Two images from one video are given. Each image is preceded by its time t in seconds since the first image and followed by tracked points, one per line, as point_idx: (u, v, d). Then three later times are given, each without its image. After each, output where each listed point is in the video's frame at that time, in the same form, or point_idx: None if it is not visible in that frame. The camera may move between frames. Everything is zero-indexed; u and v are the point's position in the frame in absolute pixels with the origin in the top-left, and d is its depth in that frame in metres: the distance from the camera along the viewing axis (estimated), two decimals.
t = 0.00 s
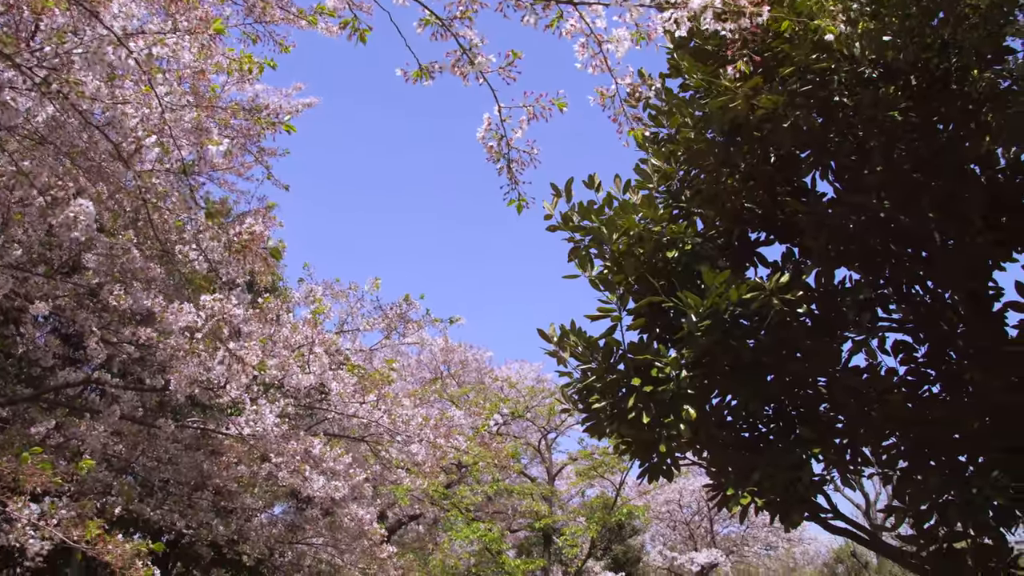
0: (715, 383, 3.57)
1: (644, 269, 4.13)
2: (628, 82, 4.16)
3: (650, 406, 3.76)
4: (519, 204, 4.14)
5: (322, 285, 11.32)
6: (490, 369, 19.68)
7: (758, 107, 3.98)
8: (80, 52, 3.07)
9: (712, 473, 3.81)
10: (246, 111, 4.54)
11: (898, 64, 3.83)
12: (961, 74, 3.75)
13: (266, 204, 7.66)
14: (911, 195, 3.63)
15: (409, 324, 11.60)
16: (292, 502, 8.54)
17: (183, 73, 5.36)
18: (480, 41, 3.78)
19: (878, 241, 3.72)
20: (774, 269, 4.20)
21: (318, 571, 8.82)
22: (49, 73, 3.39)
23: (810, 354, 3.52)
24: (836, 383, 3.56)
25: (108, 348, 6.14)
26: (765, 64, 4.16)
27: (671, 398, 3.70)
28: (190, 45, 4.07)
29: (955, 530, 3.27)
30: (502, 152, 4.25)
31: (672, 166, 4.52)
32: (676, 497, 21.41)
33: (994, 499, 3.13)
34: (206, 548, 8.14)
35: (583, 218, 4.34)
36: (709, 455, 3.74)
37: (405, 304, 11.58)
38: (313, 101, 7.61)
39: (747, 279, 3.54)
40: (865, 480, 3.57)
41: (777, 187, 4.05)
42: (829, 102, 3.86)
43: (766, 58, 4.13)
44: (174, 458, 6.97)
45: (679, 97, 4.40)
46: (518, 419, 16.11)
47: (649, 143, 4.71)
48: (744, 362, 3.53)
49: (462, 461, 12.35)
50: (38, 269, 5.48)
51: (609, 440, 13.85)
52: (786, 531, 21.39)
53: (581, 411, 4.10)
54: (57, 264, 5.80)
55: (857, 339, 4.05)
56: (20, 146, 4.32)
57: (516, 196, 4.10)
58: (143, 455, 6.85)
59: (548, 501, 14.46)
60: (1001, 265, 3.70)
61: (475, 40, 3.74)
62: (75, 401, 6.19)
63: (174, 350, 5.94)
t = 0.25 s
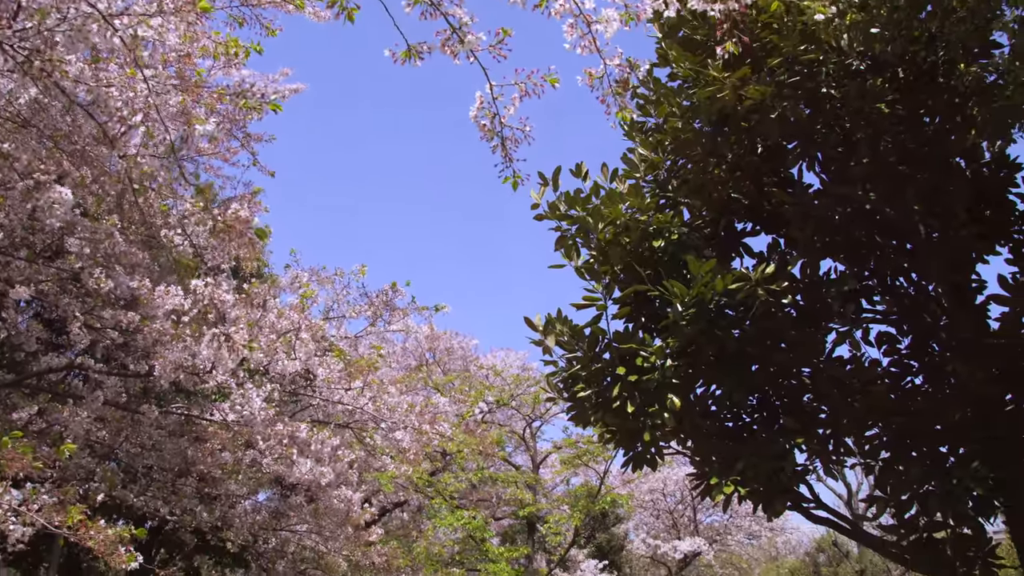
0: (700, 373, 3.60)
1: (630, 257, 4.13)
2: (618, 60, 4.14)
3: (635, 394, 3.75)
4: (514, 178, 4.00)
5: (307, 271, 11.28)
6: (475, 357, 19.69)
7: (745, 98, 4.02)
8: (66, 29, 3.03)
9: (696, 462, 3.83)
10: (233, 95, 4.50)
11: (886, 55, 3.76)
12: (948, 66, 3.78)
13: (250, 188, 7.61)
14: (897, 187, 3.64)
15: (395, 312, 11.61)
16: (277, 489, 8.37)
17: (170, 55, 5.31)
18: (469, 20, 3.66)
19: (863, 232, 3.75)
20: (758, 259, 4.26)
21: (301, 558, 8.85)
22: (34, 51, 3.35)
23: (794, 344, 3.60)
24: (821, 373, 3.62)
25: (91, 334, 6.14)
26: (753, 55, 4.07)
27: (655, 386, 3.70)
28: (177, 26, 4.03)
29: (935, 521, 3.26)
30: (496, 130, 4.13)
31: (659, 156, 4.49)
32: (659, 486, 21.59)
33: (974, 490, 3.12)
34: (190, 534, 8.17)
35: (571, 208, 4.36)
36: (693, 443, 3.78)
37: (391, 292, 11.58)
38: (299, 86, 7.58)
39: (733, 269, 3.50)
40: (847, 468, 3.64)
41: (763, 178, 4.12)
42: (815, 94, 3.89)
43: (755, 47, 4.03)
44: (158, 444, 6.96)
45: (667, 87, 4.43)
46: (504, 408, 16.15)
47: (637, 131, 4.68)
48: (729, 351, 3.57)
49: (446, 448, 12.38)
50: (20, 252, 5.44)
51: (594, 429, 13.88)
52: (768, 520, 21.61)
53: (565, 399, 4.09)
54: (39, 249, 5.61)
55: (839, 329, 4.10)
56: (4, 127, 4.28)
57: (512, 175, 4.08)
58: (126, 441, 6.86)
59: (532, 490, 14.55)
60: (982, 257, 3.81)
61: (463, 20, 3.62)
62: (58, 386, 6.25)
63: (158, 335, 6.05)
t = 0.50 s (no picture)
0: (687, 363, 3.57)
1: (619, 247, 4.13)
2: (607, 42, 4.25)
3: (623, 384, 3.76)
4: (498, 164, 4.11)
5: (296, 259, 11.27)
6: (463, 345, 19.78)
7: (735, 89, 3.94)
8: (49, 10, 3.01)
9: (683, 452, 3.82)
10: (223, 80, 4.69)
11: (875, 48, 3.71)
12: (937, 60, 3.74)
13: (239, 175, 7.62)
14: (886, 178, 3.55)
15: (384, 300, 11.63)
16: (265, 476, 8.41)
17: (156, 39, 5.28)
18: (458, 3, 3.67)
19: (851, 224, 3.72)
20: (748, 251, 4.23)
21: (289, 544, 8.89)
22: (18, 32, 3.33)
23: (782, 335, 3.55)
24: (807, 364, 3.58)
25: (77, 320, 6.18)
26: (743, 44, 4.09)
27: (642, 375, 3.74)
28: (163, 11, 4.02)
29: (919, 511, 3.29)
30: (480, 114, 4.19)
31: (649, 146, 4.46)
32: (646, 476, 21.82)
33: (958, 481, 3.17)
34: (176, 521, 8.35)
35: (559, 197, 4.32)
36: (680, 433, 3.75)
37: (380, 280, 11.59)
38: (288, 72, 7.54)
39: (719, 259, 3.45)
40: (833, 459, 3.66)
41: (753, 168, 4.13)
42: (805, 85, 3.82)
43: (744, 38, 4.07)
44: (144, 430, 6.99)
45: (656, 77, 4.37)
46: (491, 396, 16.23)
47: (627, 121, 4.65)
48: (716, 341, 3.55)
49: (434, 436, 12.39)
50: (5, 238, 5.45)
51: (582, 418, 13.87)
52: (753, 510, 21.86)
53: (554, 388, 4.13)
54: (25, 233, 6.00)
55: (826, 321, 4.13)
56: None
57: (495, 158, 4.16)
58: (112, 428, 6.89)
59: (519, 478, 14.66)
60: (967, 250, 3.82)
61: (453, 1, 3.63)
62: (44, 373, 6.28)
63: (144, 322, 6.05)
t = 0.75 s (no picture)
0: (676, 353, 3.58)
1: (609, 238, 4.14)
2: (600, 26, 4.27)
3: (612, 372, 3.77)
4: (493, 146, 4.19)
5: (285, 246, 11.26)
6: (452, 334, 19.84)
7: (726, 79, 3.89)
8: None
9: (671, 442, 3.84)
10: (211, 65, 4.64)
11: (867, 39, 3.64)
12: (928, 51, 3.69)
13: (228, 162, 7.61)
14: (876, 169, 3.55)
15: (373, 288, 11.68)
16: (252, 465, 8.33)
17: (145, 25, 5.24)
18: None
19: (840, 215, 3.70)
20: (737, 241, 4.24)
21: (278, 531, 8.92)
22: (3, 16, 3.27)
23: (771, 326, 3.49)
24: (795, 355, 3.60)
25: (65, 307, 6.20)
26: (734, 34, 4.05)
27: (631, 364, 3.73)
28: None
29: (905, 501, 3.34)
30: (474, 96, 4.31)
31: (639, 135, 4.44)
32: (634, 465, 22.08)
33: (944, 472, 3.17)
34: (165, 509, 8.44)
35: (549, 186, 4.28)
36: (668, 423, 3.77)
37: (369, 268, 11.62)
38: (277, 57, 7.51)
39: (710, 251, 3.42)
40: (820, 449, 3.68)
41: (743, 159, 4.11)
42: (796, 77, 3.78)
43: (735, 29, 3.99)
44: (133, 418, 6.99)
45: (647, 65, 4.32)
46: (480, 385, 16.33)
47: (618, 111, 4.60)
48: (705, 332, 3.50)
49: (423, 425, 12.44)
50: None
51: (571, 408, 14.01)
52: (739, 499, 22.15)
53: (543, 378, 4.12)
54: (11, 220, 5.72)
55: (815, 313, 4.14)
56: None
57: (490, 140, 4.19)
58: (100, 415, 6.90)
59: (508, 467, 14.80)
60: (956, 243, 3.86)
61: None
62: (31, 359, 6.29)
63: (133, 309, 6.05)
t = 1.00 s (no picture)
0: (666, 343, 3.56)
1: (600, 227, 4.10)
2: (592, 16, 4.31)
3: (601, 361, 3.72)
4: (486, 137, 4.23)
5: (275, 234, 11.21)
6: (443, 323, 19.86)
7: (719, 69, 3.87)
8: None
9: (661, 431, 3.83)
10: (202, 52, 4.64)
11: (860, 29, 3.68)
12: (920, 44, 3.73)
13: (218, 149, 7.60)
14: (866, 160, 3.52)
15: (363, 277, 11.69)
16: (242, 453, 8.42)
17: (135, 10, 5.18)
18: None
19: (830, 207, 3.69)
20: (728, 231, 4.21)
21: (267, 521, 8.90)
22: None
23: (761, 317, 3.48)
24: (785, 345, 3.61)
25: (53, 294, 6.16)
26: (726, 25, 4.06)
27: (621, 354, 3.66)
28: None
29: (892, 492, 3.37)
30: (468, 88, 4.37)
31: (631, 124, 4.43)
32: (623, 454, 22.24)
33: (931, 462, 3.19)
34: (153, 497, 8.45)
35: (540, 174, 4.23)
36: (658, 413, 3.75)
37: (360, 257, 11.63)
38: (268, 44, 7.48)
39: (700, 242, 3.40)
40: (809, 439, 3.68)
41: (734, 149, 4.07)
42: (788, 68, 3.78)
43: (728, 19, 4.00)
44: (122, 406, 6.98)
45: (640, 55, 4.31)
46: (471, 374, 16.39)
47: (609, 100, 4.57)
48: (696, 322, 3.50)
49: (413, 414, 12.45)
50: None
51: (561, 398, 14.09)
52: (727, 488, 22.38)
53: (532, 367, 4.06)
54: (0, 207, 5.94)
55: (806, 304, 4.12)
56: None
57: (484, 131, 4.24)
58: (89, 403, 6.92)
59: (498, 456, 14.90)
60: (946, 235, 3.86)
61: None
62: (19, 347, 6.27)
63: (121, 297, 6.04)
